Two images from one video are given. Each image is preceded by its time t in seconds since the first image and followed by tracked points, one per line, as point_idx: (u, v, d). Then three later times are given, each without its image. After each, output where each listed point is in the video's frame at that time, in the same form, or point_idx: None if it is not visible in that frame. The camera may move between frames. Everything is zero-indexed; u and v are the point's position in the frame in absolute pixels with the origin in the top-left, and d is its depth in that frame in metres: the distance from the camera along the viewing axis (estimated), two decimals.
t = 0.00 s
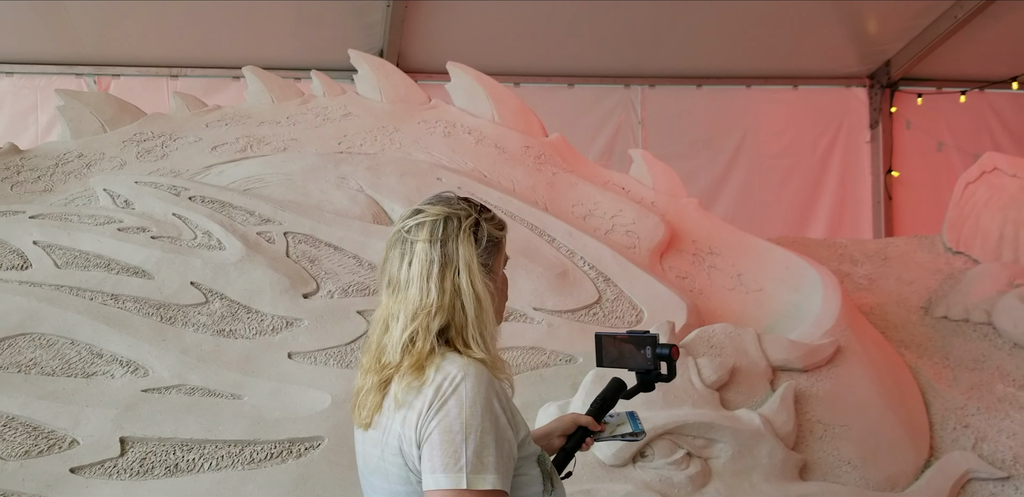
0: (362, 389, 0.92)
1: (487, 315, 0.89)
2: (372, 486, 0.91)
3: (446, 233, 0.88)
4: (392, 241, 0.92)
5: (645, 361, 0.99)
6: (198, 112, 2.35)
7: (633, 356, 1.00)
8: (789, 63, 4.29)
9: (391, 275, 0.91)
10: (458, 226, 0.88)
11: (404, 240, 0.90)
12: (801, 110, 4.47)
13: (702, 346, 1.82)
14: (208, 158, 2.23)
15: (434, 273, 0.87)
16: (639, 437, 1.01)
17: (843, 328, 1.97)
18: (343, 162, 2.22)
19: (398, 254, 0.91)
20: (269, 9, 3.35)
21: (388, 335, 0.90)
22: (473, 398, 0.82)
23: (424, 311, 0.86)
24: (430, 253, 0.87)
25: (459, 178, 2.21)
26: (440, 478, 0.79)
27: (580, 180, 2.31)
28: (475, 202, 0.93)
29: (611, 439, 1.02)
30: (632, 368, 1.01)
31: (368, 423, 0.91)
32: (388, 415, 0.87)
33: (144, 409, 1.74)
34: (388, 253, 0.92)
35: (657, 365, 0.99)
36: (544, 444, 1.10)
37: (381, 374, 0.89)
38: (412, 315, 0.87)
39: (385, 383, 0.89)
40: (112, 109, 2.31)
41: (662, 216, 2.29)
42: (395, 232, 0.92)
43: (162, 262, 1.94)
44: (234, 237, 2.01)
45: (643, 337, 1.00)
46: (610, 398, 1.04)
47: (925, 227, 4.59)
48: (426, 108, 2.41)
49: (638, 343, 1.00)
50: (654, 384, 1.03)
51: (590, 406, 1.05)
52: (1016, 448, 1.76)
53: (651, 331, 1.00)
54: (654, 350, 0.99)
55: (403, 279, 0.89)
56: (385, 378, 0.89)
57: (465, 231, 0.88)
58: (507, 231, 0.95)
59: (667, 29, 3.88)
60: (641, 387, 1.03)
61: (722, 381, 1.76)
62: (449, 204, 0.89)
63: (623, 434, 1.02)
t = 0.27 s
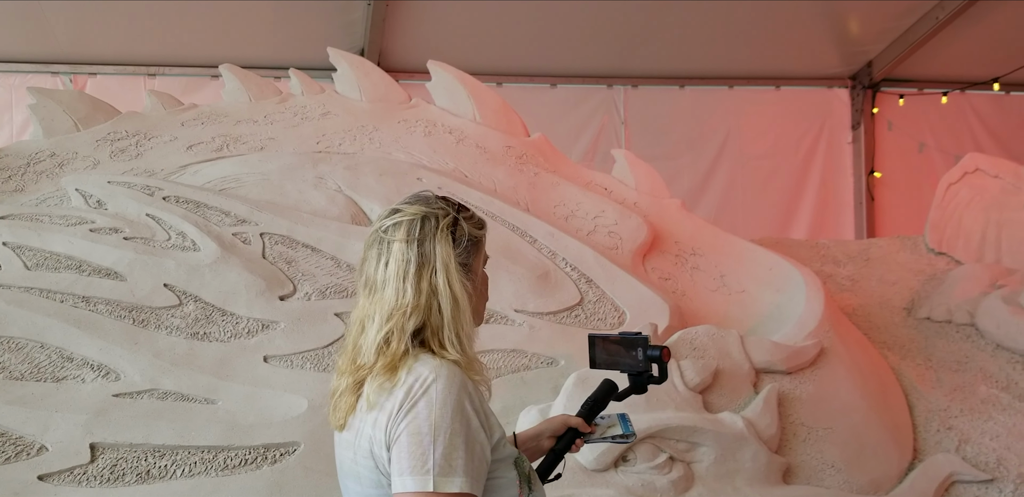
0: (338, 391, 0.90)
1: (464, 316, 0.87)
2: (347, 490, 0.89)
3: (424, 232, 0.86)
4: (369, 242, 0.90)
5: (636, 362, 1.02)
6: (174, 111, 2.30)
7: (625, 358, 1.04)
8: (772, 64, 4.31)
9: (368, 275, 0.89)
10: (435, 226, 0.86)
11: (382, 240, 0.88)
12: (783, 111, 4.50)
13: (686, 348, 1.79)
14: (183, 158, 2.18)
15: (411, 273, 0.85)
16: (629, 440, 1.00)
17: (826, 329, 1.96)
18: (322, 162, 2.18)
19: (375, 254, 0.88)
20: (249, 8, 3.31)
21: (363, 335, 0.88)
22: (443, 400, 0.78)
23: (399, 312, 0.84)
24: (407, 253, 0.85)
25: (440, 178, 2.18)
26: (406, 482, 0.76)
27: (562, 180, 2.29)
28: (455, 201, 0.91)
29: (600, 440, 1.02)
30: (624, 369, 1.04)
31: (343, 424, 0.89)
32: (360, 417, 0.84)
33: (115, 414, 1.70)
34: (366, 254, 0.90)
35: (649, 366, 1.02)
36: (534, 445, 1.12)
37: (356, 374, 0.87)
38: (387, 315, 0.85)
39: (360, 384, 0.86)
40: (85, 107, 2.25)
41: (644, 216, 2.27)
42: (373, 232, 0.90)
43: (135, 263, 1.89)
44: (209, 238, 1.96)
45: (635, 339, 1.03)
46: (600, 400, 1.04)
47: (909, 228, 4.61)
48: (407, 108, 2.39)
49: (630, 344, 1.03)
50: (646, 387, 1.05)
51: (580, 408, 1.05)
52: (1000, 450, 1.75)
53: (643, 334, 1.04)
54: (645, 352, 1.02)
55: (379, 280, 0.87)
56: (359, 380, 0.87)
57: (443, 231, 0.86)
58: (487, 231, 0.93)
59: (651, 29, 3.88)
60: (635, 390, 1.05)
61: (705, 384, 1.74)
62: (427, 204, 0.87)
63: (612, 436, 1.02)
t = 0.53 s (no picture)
0: (324, 392, 0.88)
1: (454, 315, 0.85)
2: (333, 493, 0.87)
3: (413, 228, 0.84)
4: (358, 238, 0.88)
5: (635, 358, 1.03)
6: (153, 107, 2.26)
7: (623, 352, 1.04)
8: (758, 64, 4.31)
9: (356, 272, 0.87)
10: (426, 222, 0.84)
11: (370, 236, 0.86)
12: (768, 111, 4.49)
13: (674, 349, 1.77)
14: (162, 155, 2.14)
15: (400, 270, 0.83)
16: (627, 436, 1.01)
17: (814, 329, 1.94)
18: (303, 159, 2.15)
19: (363, 250, 0.87)
20: (230, 5, 3.26)
21: (351, 334, 0.86)
22: (430, 402, 0.76)
23: (388, 310, 0.82)
24: (396, 250, 0.83)
25: (423, 175, 2.15)
26: (390, 485, 0.73)
27: (548, 178, 2.27)
28: (446, 197, 0.89)
29: (599, 437, 1.03)
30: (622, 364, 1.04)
31: (329, 426, 0.87)
32: (346, 418, 0.82)
33: (90, 416, 1.65)
34: (354, 250, 0.88)
35: (646, 360, 1.03)
36: (530, 443, 1.11)
37: (342, 375, 0.85)
38: (375, 314, 0.83)
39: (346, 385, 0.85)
40: (61, 103, 2.19)
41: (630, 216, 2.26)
42: (362, 228, 0.88)
43: (111, 262, 1.84)
44: (187, 237, 1.92)
45: (632, 333, 1.03)
46: (599, 396, 1.05)
47: (894, 227, 4.62)
48: (390, 105, 2.36)
49: (628, 338, 1.04)
50: (643, 380, 1.07)
51: (579, 405, 1.06)
52: (987, 450, 1.74)
53: (640, 328, 1.04)
54: (643, 347, 1.03)
55: (368, 277, 0.85)
56: (345, 380, 0.85)
57: (433, 227, 0.84)
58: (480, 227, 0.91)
59: (637, 28, 3.86)
60: (631, 384, 1.07)
61: (693, 385, 1.72)
62: (417, 199, 0.85)
63: (610, 432, 1.02)
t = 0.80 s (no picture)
0: (318, 397, 0.85)
1: (455, 315, 0.82)
2: None
3: (411, 225, 0.81)
4: (353, 236, 0.86)
5: (637, 344, 0.99)
6: (130, 103, 2.20)
7: (626, 339, 1.01)
8: (742, 65, 4.31)
9: (351, 271, 0.84)
10: (423, 219, 0.82)
11: (366, 234, 0.83)
12: (751, 110, 4.50)
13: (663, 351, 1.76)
14: (139, 152, 2.08)
15: (398, 269, 0.80)
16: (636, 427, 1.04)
17: (803, 330, 1.94)
18: (285, 156, 2.11)
19: (358, 249, 0.84)
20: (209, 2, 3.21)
21: (346, 336, 0.83)
22: (430, 407, 0.73)
23: (385, 311, 0.79)
24: (393, 248, 0.80)
25: (408, 174, 2.12)
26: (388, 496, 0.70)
27: (534, 177, 2.25)
28: (444, 191, 0.86)
29: (607, 430, 1.04)
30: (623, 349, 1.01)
31: (323, 434, 0.84)
32: (342, 425, 0.80)
33: (65, 421, 1.59)
34: (349, 248, 0.85)
35: (649, 347, 0.99)
36: (536, 439, 1.08)
37: (337, 380, 0.83)
38: (372, 315, 0.80)
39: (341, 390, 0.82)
40: (35, 99, 2.13)
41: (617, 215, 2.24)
42: (357, 225, 0.85)
43: (87, 262, 1.79)
44: (166, 236, 1.87)
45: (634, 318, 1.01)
46: (603, 386, 1.04)
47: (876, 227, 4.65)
48: (373, 102, 2.33)
49: (630, 324, 1.01)
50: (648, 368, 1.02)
51: (583, 397, 1.05)
52: (976, 451, 1.74)
53: (643, 314, 1.01)
54: (646, 331, 0.99)
55: (363, 277, 0.82)
56: (341, 385, 0.82)
57: (431, 223, 0.81)
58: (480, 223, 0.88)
59: (622, 27, 3.85)
60: (636, 372, 1.03)
61: (684, 387, 1.70)
62: (415, 194, 0.83)
63: (619, 424, 1.05)
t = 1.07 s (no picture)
0: (311, 408, 0.84)
1: (453, 319, 0.81)
2: None
3: (405, 227, 0.80)
4: (345, 239, 0.84)
5: (636, 332, 0.95)
6: (95, 100, 2.13)
7: (625, 327, 0.97)
8: (714, 66, 4.34)
9: (344, 276, 0.83)
10: (418, 220, 0.81)
11: (358, 237, 0.82)
12: (722, 110, 4.55)
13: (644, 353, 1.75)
14: (106, 150, 2.02)
15: (393, 273, 0.79)
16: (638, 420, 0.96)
17: (780, 331, 1.94)
18: (257, 155, 2.06)
19: (351, 253, 0.82)
20: None
21: (340, 344, 0.81)
22: (430, 417, 0.72)
23: (381, 317, 0.78)
24: (387, 251, 0.79)
25: (384, 174, 2.10)
26: None
27: (511, 177, 2.23)
28: (438, 191, 0.85)
29: (608, 423, 0.98)
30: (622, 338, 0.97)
31: (316, 447, 0.82)
32: (337, 437, 0.78)
33: (29, 429, 1.53)
34: (341, 253, 0.84)
35: (649, 335, 0.95)
36: (537, 437, 1.06)
37: (330, 390, 0.81)
38: (367, 321, 0.79)
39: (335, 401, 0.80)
40: None
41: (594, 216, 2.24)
42: (349, 228, 0.84)
43: (53, 263, 1.72)
44: (135, 236, 1.81)
45: (632, 306, 0.96)
46: (604, 378, 1.00)
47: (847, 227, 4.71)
48: (346, 100, 2.30)
49: (628, 311, 0.97)
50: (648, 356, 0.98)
51: (583, 392, 1.01)
52: (952, 452, 1.76)
53: (641, 301, 0.97)
54: (644, 319, 0.95)
55: (357, 282, 0.81)
56: (335, 395, 0.80)
57: (426, 225, 0.80)
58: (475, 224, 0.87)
59: (596, 27, 3.85)
60: (636, 361, 0.99)
61: (665, 389, 1.69)
62: (409, 196, 0.82)
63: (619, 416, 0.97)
